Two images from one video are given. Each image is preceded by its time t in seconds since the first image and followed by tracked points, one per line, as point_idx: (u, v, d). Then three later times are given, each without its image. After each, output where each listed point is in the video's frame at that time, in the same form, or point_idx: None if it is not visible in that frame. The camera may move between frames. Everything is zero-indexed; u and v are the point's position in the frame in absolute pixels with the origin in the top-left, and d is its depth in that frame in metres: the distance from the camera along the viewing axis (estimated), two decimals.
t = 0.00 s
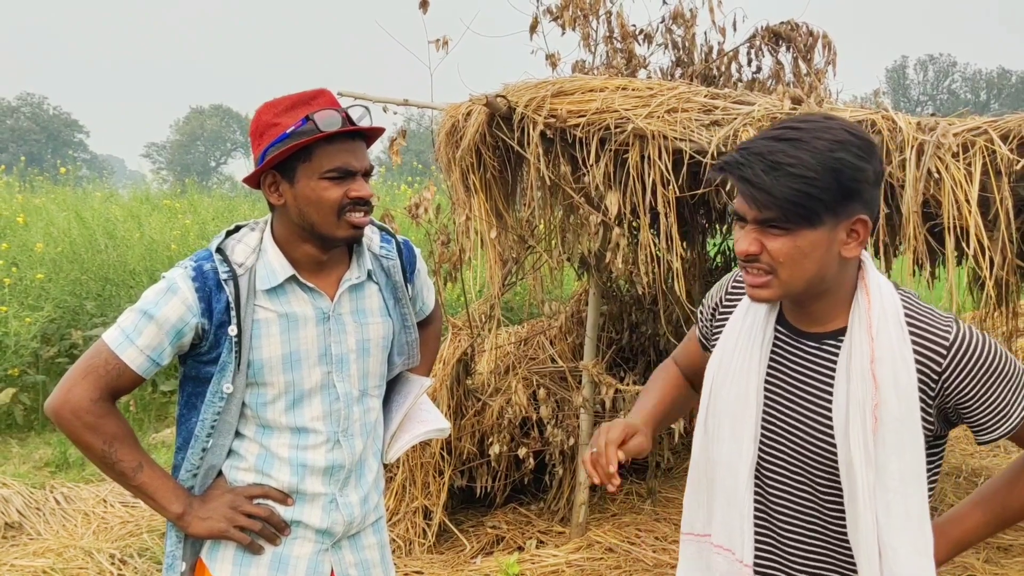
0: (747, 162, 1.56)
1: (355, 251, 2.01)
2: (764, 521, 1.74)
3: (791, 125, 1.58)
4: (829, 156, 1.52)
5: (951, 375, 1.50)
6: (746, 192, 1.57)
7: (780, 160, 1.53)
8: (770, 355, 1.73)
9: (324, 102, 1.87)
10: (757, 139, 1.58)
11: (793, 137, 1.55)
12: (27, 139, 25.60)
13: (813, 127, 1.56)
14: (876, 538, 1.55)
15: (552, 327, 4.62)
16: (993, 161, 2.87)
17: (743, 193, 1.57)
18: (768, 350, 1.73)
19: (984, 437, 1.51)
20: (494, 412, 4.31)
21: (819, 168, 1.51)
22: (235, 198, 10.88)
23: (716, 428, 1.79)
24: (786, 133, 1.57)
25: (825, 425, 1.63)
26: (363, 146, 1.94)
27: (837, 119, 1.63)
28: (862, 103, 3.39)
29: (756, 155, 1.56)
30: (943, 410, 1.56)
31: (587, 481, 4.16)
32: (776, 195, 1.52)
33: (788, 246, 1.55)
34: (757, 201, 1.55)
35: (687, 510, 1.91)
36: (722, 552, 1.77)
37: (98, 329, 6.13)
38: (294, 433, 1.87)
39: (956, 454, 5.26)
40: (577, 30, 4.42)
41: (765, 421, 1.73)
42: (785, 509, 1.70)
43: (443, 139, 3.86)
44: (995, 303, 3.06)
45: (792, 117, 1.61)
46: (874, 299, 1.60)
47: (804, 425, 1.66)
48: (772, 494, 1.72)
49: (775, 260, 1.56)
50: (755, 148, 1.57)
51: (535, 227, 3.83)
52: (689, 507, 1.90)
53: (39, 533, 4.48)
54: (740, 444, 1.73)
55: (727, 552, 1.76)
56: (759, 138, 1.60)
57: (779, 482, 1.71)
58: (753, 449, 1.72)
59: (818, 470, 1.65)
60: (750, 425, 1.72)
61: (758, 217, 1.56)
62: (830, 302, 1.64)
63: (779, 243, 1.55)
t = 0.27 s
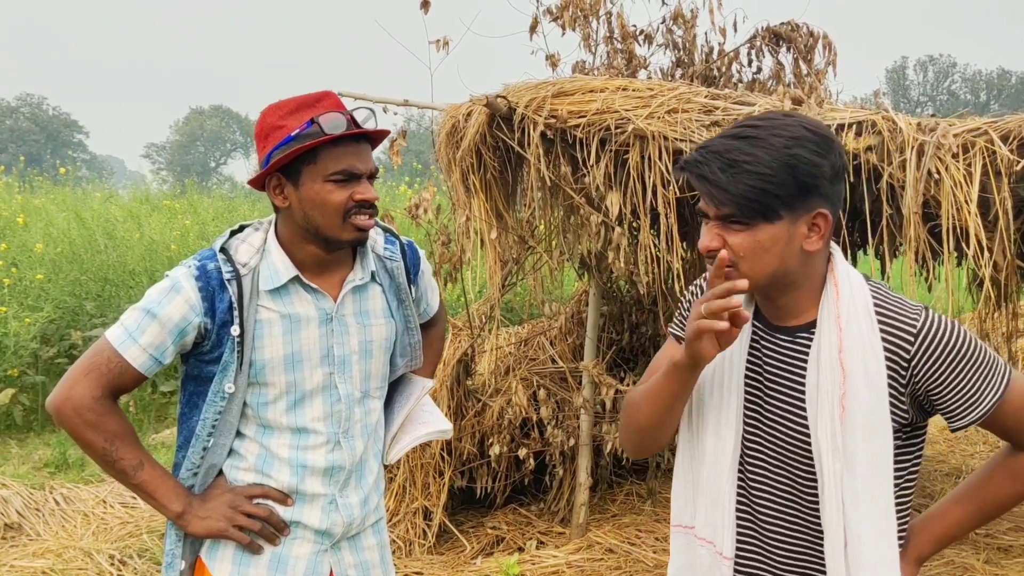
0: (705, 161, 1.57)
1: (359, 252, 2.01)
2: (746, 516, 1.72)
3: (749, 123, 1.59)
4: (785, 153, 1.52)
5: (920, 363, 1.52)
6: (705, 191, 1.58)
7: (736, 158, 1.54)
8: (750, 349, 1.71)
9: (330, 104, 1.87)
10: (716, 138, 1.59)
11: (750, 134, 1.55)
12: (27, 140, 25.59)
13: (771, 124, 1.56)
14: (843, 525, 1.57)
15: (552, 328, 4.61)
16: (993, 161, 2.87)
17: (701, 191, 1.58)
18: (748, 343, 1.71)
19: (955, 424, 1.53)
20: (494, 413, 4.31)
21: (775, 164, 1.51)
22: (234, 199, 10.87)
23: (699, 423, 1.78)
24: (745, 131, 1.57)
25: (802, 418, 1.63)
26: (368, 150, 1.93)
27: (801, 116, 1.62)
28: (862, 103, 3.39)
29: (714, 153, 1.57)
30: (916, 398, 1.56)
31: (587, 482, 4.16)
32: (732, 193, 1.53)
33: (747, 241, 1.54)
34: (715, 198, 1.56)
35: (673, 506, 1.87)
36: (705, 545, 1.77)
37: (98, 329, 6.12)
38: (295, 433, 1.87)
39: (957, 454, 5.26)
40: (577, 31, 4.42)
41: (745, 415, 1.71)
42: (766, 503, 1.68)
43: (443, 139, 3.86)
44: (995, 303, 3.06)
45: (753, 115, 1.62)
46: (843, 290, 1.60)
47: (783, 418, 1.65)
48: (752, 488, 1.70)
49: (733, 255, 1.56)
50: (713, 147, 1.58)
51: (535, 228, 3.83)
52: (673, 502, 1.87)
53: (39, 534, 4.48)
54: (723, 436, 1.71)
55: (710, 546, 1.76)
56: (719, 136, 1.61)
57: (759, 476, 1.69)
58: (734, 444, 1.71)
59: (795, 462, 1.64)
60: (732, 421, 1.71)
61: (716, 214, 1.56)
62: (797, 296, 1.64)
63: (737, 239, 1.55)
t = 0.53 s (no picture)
0: (696, 160, 1.56)
1: (361, 253, 2.01)
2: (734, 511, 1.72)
3: (738, 121, 1.58)
4: (775, 151, 1.52)
5: (907, 359, 1.52)
6: (696, 190, 1.57)
7: (727, 157, 1.53)
8: (738, 346, 1.71)
9: (336, 105, 1.87)
10: (705, 137, 1.59)
11: (740, 133, 1.55)
12: (27, 140, 25.60)
13: (761, 123, 1.56)
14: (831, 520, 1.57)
15: (552, 328, 4.61)
16: (992, 161, 2.87)
17: (693, 191, 1.57)
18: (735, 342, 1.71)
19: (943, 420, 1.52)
20: (494, 413, 4.30)
21: (766, 162, 1.52)
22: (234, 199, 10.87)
23: (688, 420, 1.78)
24: (734, 130, 1.57)
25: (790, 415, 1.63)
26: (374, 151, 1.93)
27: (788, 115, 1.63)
28: (861, 103, 3.39)
29: (704, 152, 1.56)
30: (904, 394, 1.56)
31: (587, 482, 4.16)
32: (725, 192, 1.52)
33: (740, 239, 1.54)
34: (707, 197, 1.55)
35: (660, 504, 1.87)
36: (694, 542, 1.77)
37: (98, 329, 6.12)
38: (294, 432, 1.87)
39: (957, 454, 5.26)
40: (577, 31, 4.42)
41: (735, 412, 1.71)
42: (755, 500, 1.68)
43: (443, 139, 3.85)
44: (994, 303, 3.06)
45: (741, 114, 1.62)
46: (830, 288, 1.60)
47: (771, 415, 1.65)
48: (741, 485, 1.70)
49: (727, 254, 1.55)
50: (703, 146, 1.57)
51: (535, 228, 3.83)
52: (661, 499, 1.87)
53: (38, 534, 4.47)
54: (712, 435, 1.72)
55: (699, 543, 1.76)
56: (708, 135, 1.60)
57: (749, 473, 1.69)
58: (722, 439, 1.71)
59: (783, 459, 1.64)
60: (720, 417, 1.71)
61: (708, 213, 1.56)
62: (788, 293, 1.64)
63: (729, 238, 1.54)
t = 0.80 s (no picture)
0: (692, 163, 1.55)
1: (359, 252, 2.01)
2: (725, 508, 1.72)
3: (732, 121, 1.58)
4: (770, 151, 1.52)
5: (902, 357, 1.52)
6: (693, 193, 1.57)
7: (722, 159, 1.53)
8: (731, 345, 1.72)
9: (333, 104, 1.86)
10: (700, 138, 1.58)
11: (734, 133, 1.55)
12: (27, 140, 25.61)
13: (755, 122, 1.56)
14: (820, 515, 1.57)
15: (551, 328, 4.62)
16: (990, 161, 2.87)
17: (689, 194, 1.56)
18: (728, 340, 1.72)
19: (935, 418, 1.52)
20: (492, 413, 4.30)
21: (762, 163, 1.51)
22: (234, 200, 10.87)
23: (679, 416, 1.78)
24: (729, 130, 1.56)
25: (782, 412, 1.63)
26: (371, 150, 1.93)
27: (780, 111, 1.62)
28: (859, 104, 3.39)
29: (699, 155, 1.55)
30: (898, 391, 1.56)
31: (585, 482, 4.16)
32: (723, 195, 1.52)
33: (738, 240, 1.54)
34: (704, 200, 1.55)
35: (653, 500, 1.88)
36: (684, 537, 1.78)
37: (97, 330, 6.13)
38: (291, 432, 1.87)
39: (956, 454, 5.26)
40: (576, 31, 4.42)
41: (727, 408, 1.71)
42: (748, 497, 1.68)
43: (442, 139, 3.85)
44: (992, 303, 3.06)
45: (734, 112, 1.61)
46: (828, 282, 1.61)
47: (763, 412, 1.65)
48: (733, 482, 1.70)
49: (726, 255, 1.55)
50: (698, 148, 1.56)
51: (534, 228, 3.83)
52: (654, 496, 1.88)
53: (37, 534, 4.47)
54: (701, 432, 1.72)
55: (688, 538, 1.77)
56: (702, 136, 1.60)
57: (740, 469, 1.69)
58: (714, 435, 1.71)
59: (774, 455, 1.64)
60: (712, 413, 1.71)
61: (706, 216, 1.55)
62: (784, 289, 1.64)
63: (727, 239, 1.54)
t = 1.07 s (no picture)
0: (685, 152, 1.56)
1: (357, 252, 2.01)
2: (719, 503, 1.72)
3: (728, 114, 1.58)
4: (763, 145, 1.52)
5: (885, 352, 1.52)
6: (684, 182, 1.57)
7: (716, 150, 1.53)
8: (721, 339, 1.72)
9: (327, 103, 1.87)
10: (696, 129, 1.58)
11: (730, 126, 1.55)
12: (27, 141, 25.61)
13: (750, 116, 1.56)
14: (811, 510, 1.57)
15: (550, 329, 4.62)
16: (989, 162, 2.87)
17: (681, 183, 1.57)
18: (718, 334, 1.71)
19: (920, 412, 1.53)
20: (492, 414, 4.30)
21: (755, 157, 1.52)
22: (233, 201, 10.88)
23: (671, 410, 1.77)
24: (725, 123, 1.56)
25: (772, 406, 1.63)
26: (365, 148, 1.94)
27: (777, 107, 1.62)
28: (859, 104, 3.39)
29: (693, 145, 1.55)
30: (883, 388, 1.57)
31: (585, 482, 4.16)
32: (714, 186, 1.52)
33: (728, 232, 1.54)
34: (696, 190, 1.55)
35: (649, 495, 1.87)
36: (677, 531, 1.76)
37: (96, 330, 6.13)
38: (292, 432, 1.87)
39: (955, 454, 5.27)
40: (575, 32, 4.42)
41: (718, 402, 1.71)
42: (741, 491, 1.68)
43: (442, 140, 3.86)
44: (990, 304, 3.06)
45: (732, 105, 1.61)
46: (814, 280, 1.61)
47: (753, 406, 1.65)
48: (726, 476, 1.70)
49: (715, 245, 1.56)
50: (693, 138, 1.56)
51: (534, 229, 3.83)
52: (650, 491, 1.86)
53: (36, 535, 4.47)
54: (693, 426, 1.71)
55: (683, 531, 1.75)
56: (699, 126, 1.60)
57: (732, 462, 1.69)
58: (705, 428, 1.71)
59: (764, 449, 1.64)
60: (705, 407, 1.70)
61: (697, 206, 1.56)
62: (776, 284, 1.64)
63: (718, 229, 1.55)
